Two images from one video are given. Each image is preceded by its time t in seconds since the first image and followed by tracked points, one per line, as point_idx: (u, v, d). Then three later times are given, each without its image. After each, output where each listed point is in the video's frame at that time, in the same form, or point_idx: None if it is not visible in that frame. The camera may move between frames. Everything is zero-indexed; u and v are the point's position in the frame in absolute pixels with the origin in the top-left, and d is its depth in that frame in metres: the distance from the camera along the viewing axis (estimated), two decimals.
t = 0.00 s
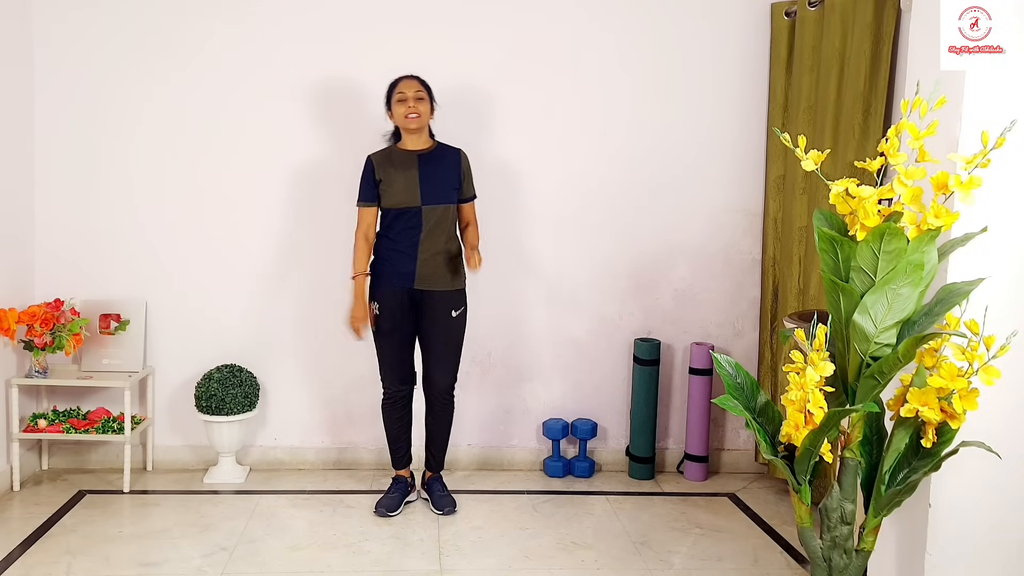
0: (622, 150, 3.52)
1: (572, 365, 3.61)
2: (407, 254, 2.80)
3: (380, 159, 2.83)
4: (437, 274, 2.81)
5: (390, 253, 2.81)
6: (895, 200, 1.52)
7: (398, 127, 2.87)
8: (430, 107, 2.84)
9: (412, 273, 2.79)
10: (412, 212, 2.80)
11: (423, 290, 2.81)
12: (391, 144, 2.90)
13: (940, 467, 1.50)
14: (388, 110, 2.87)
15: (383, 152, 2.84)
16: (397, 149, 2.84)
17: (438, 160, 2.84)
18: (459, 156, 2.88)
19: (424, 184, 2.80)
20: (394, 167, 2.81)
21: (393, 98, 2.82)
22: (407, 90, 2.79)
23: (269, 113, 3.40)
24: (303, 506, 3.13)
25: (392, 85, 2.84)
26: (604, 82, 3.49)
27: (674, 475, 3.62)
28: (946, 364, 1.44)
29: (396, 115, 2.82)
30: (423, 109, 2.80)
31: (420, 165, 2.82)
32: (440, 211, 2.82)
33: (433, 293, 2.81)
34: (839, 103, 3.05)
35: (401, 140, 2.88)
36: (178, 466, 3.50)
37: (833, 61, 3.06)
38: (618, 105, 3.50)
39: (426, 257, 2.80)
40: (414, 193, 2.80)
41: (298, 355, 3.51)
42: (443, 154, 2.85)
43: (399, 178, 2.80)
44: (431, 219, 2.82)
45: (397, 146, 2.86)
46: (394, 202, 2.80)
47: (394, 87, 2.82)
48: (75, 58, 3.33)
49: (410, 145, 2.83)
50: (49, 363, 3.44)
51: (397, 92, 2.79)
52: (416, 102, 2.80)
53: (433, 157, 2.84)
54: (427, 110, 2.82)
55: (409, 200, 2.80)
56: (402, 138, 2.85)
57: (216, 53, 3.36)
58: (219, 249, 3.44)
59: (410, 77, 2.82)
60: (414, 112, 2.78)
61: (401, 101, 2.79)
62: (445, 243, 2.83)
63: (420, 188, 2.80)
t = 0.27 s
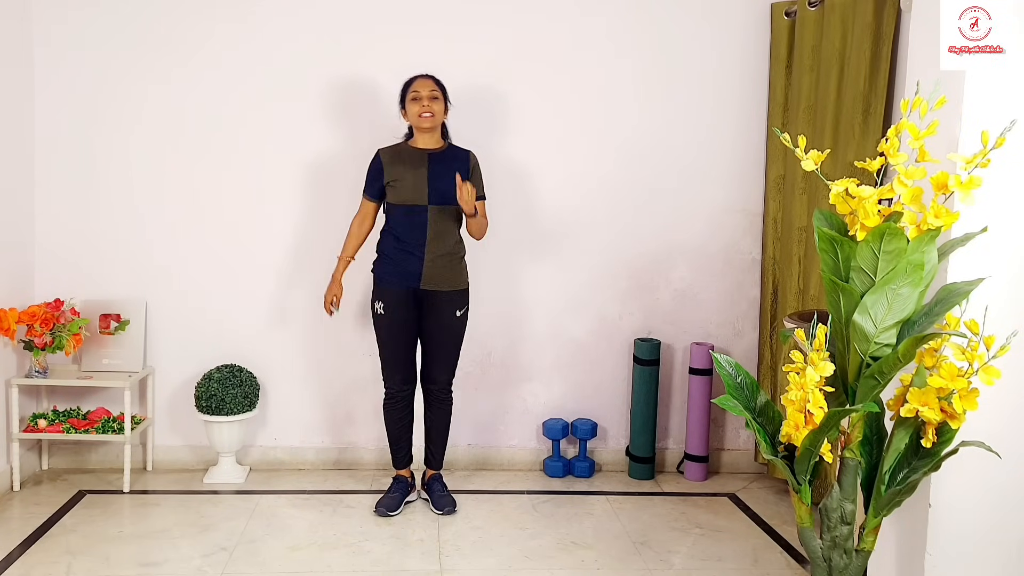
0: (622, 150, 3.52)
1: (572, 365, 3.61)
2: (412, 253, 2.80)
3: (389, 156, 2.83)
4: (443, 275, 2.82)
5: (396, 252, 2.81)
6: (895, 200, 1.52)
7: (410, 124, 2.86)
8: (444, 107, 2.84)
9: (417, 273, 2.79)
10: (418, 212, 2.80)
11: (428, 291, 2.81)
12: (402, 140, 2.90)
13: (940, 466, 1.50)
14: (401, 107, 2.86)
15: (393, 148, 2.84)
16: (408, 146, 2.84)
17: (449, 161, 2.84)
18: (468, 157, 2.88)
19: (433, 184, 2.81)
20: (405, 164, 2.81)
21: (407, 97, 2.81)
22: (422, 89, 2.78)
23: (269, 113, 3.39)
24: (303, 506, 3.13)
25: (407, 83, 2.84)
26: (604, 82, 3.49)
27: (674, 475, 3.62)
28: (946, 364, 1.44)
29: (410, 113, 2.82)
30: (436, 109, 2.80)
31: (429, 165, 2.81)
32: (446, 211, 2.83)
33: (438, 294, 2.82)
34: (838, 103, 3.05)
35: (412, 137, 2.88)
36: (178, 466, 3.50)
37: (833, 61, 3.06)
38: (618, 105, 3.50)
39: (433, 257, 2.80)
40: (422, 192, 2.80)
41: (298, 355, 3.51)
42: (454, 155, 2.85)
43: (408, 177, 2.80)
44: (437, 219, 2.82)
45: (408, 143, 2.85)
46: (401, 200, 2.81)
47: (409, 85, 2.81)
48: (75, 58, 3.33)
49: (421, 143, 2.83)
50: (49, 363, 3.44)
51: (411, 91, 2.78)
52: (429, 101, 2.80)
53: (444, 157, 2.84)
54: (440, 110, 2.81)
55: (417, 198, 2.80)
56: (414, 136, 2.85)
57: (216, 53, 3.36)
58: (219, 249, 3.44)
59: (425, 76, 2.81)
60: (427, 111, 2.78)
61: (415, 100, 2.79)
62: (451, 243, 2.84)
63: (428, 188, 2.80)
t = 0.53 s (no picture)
0: (622, 150, 3.52)
1: (572, 365, 3.61)
2: (411, 253, 2.81)
3: (393, 155, 2.86)
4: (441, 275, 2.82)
5: (396, 251, 2.82)
6: (895, 200, 1.52)
7: (412, 126, 2.86)
8: (444, 110, 2.83)
9: (416, 272, 2.80)
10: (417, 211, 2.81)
11: (427, 290, 2.82)
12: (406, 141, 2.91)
13: (940, 467, 1.50)
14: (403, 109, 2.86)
15: (397, 148, 2.86)
16: (410, 147, 2.85)
17: (450, 161, 2.84)
18: (470, 156, 2.86)
19: (433, 184, 2.81)
20: (406, 165, 2.83)
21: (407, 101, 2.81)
22: (421, 95, 2.76)
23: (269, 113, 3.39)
24: (303, 506, 3.13)
25: (407, 85, 2.82)
26: (604, 82, 3.49)
27: (674, 475, 3.62)
28: (946, 364, 1.44)
29: (411, 117, 2.81)
30: (437, 114, 2.79)
31: (431, 165, 2.82)
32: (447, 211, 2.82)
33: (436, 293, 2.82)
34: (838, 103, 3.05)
35: (415, 138, 2.89)
36: (178, 466, 3.50)
37: (833, 61, 3.06)
38: (618, 105, 3.50)
39: (432, 256, 2.81)
40: (422, 192, 2.81)
41: (298, 355, 3.51)
42: (455, 155, 2.85)
43: (409, 177, 2.81)
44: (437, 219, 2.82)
45: (410, 144, 2.86)
46: (401, 199, 2.82)
47: (409, 88, 2.80)
48: (75, 59, 3.33)
49: (423, 146, 2.84)
50: (49, 363, 3.44)
51: (410, 96, 2.77)
52: (429, 106, 2.78)
53: (445, 158, 2.84)
54: (441, 115, 2.80)
55: (417, 198, 2.81)
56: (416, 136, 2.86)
57: (216, 52, 3.36)
58: (219, 249, 3.44)
59: (425, 79, 2.80)
60: (427, 118, 2.77)
61: (416, 104, 2.78)
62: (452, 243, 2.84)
63: (428, 188, 2.81)
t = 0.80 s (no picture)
0: (622, 150, 3.52)
1: (572, 365, 3.61)
2: (405, 253, 2.80)
3: (385, 156, 2.84)
4: (435, 275, 2.81)
5: (390, 252, 2.82)
6: (895, 200, 1.52)
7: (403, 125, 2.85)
8: (436, 109, 2.82)
9: (409, 273, 2.79)
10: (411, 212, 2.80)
11: (421, 291, 2.81)
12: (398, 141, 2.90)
13: (940, 467, 1.50)
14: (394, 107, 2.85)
15: (389, 148, 2.85)
16: (402, 147, 2.84)
17: (444, 161, 2.84)
18: (463, 154, 2.87)
19: (427, 183, 2.81)
20: (399, 165, 2.82)
21: (399, 99, 2.80)
22: (414, 92, 2.76)
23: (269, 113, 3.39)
24: (303, 506, 3.13)
25: (399, 84, 2.81)
26: (604, 82, 3.49)
27: (674, 475, 3.62)
28: (946, 364, 1.44)
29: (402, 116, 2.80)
30: (428, 112, 2.78)
31: (423, 164, 2.82)
32: (441, 211, 2.82)
33: (430, 293, 2.81)
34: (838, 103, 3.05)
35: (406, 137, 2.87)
36: (178, 466, 3.50)
37: (833, 61, 3.06)
38: (618, 105, 3.50)
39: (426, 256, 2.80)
40: (415, 191, 2.80)
41: (298, 356, 3.51)
42: (449, 154, 2.85)
43: (402, 177, 2.80)
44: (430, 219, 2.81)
45: (402, 143, 2.85)
46: (395, 199, 2.81)
47: (401, 87, 2.79)
48: (75, 59, 3.33)
49: (414, 145, 2.83)
50: (49, 363, 3.44)
51: (402, 95, 2.76)
52: (421, 105, 2.77)
53: (438, 157, 2.83)
54: (432, 113, 2.79)
55: (410, 197, 2.80)
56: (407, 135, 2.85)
57: (216, 52, 3.36)
58: (219, 249, 3.44)
59: (417, 77, 2.79)
60: (419, 116, 2.76)
61: (407, 103, 2.77)
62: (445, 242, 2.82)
63: (421, 187, 2.80)
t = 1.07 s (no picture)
0: (622, 150, 3.52)
1: (572, 365, 3.61)
2: (402, 254, 2.80)
3: (379, 156, 2.83)
4: (433, 275, 2.81)
5: (387, 253, 2.82)
6: (895, 200, 1.52)
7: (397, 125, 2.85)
8: (431, 111, 2.81)
9: (408, 272, 2.79)
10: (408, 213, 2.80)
11: (418, 291, 2.81)
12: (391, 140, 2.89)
13: (940, 467, 1.50)
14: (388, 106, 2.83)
15: (383, 149, 2.84)
16: (397, 147, 2.83)
17: (439, 160, 2.85)
18: (457, 153, 2.88)
19: (423, 183, 2.81)
20: (393, 166, 2.81)
21: (393, 100, 2.79)
22: (408, 96, 2.75)
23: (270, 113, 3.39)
24: (303, 506, 3.13)
25: (394, 84, 2.80)
26: (604, 82, 3.49)
27: (674, 475, 3.62)
28: (946, 364, 1.44)
29: (396, 117, 2.80)
30: (422, 116, 2.77)
31: (418, 165, 2.82)
32: (437, 211, 2.82)
33: (428, 293, 2.81)
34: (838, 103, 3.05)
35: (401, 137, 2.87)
36: (178, 466, 3.50)
37: (833, 61, 3.06)
38: (618, 105, 3.50)
39: (423, 256, 2.80)
40: (412, 191, 2.80)
41: (298, 355, 3.51)
42: (444, 153, 2.86)
43: (398, 178, 2.80)
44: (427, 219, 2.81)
45: (397, 144, 2.85)
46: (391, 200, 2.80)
47: (395, 88, 2.78)
48: (75, 59, 3.33)
49: (409, 146, 2.82)
50: (49, 363, 3.44)
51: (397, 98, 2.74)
52: (415, 108, 2.77)
53: (433, 157, 2.84)
54: (427, 116, 2.79)
55: (406, 198, 2.79)
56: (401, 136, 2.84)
57: (216, 52, 3.36)
58: (219, 249, 3.44)
59: (412, 79, 2.77)
60: (413, 120, 2.76)
61: (402, 106, 2.76)
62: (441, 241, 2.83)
63: (417, 187, 2.80)
